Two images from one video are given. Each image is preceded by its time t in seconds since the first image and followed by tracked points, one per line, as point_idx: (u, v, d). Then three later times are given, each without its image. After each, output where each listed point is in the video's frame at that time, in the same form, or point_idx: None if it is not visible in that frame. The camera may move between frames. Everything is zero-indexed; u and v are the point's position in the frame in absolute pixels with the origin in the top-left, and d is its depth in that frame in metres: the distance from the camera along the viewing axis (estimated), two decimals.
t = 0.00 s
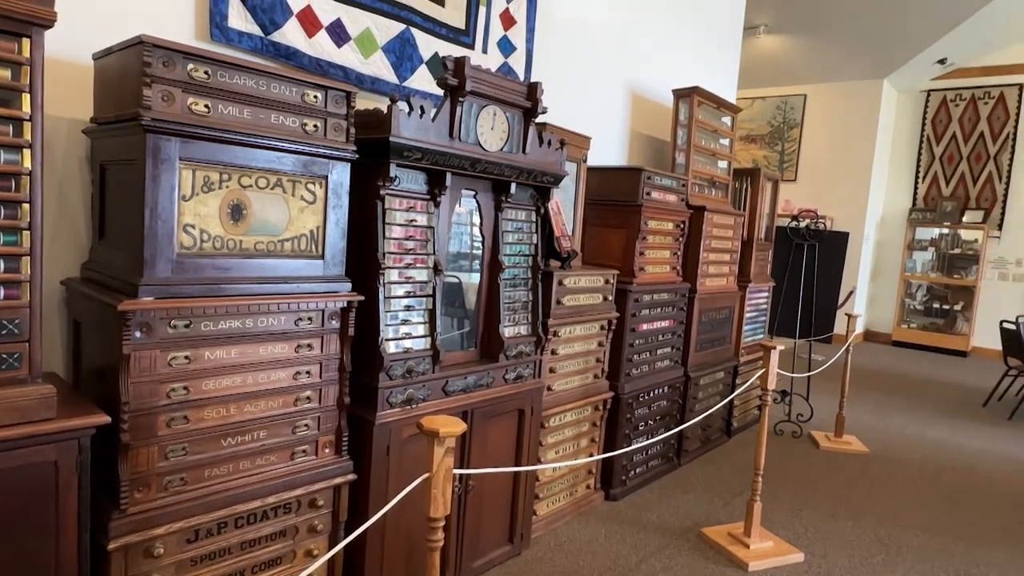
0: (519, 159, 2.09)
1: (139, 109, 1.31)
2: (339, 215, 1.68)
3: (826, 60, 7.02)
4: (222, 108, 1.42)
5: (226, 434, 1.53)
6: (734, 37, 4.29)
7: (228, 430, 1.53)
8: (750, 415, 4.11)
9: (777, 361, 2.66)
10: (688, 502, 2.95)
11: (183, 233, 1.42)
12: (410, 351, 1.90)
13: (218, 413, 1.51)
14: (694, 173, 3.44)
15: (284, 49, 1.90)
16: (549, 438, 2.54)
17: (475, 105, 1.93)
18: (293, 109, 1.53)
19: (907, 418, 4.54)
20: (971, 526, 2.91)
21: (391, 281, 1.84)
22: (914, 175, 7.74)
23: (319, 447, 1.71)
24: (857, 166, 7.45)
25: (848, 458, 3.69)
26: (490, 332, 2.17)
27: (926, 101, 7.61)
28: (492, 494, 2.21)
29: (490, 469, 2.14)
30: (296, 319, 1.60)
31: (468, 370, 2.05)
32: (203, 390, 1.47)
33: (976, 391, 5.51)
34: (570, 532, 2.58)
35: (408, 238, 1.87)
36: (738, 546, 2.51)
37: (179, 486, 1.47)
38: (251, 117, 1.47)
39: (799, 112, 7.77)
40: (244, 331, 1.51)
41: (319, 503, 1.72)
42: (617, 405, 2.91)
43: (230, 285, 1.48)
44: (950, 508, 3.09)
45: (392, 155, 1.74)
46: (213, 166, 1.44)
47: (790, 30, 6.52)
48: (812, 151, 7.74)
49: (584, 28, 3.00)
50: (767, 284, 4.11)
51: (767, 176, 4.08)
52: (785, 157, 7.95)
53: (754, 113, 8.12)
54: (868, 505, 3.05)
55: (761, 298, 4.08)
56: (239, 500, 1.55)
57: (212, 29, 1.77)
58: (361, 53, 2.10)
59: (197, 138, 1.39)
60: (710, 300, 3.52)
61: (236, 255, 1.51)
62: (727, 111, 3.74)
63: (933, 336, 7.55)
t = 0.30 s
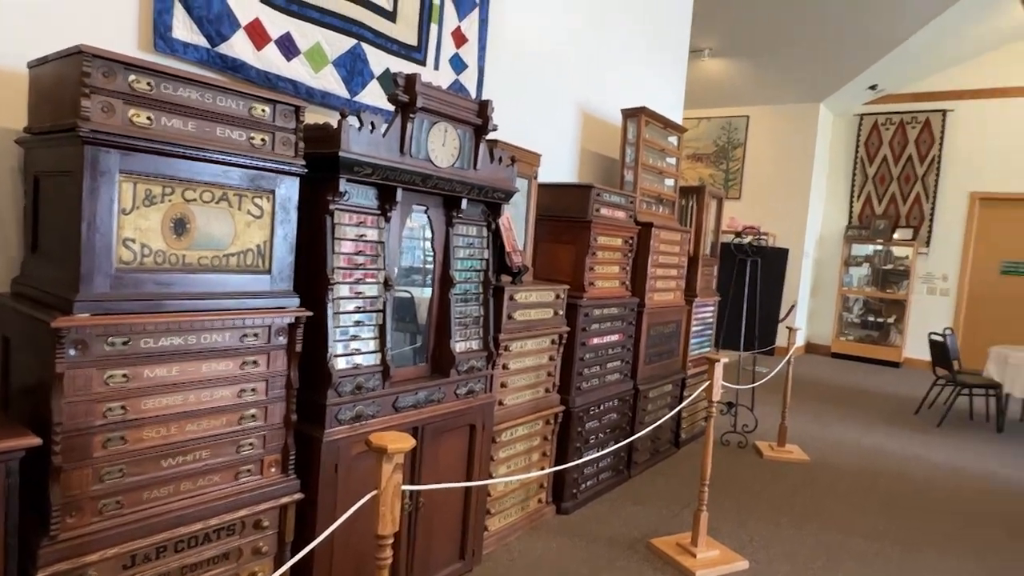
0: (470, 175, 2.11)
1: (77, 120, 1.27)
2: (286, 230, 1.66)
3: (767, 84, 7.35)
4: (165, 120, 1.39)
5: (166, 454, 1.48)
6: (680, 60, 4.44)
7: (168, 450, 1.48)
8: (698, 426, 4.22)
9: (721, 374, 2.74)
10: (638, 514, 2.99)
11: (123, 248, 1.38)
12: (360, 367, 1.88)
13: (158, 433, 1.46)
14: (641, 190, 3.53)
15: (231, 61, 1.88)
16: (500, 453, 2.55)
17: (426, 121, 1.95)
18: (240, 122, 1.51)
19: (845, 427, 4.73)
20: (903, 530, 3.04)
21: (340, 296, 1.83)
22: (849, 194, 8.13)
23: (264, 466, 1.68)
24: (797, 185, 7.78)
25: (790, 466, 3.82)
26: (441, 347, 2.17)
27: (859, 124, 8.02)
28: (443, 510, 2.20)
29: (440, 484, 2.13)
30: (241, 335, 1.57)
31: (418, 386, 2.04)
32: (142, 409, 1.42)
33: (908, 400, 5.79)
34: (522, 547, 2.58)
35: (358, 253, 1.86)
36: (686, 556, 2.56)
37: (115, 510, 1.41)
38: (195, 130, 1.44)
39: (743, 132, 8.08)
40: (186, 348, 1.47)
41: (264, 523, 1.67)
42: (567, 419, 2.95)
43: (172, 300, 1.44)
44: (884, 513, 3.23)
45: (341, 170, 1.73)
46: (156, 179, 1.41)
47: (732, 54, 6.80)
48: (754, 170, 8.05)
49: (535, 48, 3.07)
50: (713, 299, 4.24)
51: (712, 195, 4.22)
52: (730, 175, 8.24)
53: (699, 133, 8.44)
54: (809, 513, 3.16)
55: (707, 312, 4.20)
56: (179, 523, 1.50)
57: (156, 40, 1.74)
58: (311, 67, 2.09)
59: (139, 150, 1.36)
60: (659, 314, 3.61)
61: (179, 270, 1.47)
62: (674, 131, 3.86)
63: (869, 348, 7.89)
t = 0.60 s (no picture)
0: (395, 193, 2.10)
1: None
2: (200, 247, 1.60)
3: (685, 107, 7.69)
4: (66, 132, 1.32)
5: (64, 486, 1.38)
6: (603, 82, 4.59)
7: (66, 482, 1.38)
8: (622, 437, 4.32)
9: (643, 387, 2.83)
10: (564, 528, 3.03)
11: (16, 266, 1.29)
12: (280, 388, 1.83)
13: (54, 464, 1.36)
14: (566, 208, 3.61)
15: (141, 71, 1.80)
16: (425, 472, 2.53)
17: (348, 138, 1.93)
18: (150, 136, 1.45)
19: (759, 434, 4.97)
20: (812, 533, 3.22)
21: (258, 315, 1.77)
22: (762, 213, 8.61)
23: (174, 495, 1.59)
24: (714, 204, 8.17)
25: (709, 475, 3.97)
26: (365, 366, 2.14)
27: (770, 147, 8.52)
28: (366, 533, 2.15)
29: (364, 507, 2.09)
30: (149, 358, 1.50)
31: (341, 406, 2.00)
32: (37, 440, 1.33)
33: (816, 408, 6.15)
34: (448, 566, 2.56)
35: (277, 271, 1.81)
36: (611, 567, 2.61)
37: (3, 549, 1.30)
38: (100, 143, 1.38)
39: (663, 152, 8.41)
40: (87, 372, 1.39)
41: (173, 555, 1.59)
42: (494, 435, 2.96)
43: (72, 322, 1.36)
44: (794, 517, 3.41)
45: (259, 186, 1.69)
46: (55, 194, 1.33)
47: (653, 78, 7.09)
48: (675, 189, 8.40)
49: (461, 67, 3.10)
50: (636, 313, 4.37)
51: (634, 213, 4.36)
52: (652, 193, 8.55)
53: (623, 152, 8.75)
54: (726, 519, 3.29)
55: (630, 326, 4.33)
56: (78, 560, 1.40)
57: (57, 46, 1.65)
58: (229, 79, 2.03)
59: (35, 164, 1.28)
60: (584, 329, 3.69)
61: (80, 290, 1.39)
62: (597, 150, 3.98)
63: (781, 359, 8.33)
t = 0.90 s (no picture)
0: (304, 213, 2.07)
1: None
2: (91, 270, 1.52)
3: (597, 129, 7.97)
4: None
5: None
6: (516, 103, 4.69)
7: None
8: (538, 452, 4.39)
9: (554, 403, 2.91)
10: (480, 546, 3.04)
11: None
12: (180, 415, 1.75)
13: None
14: (481, 227, 3.67)
15: (25, 82, 1.70)
16: (337, 496, 2.48)
17: (255, 157, 1.89)
18: (36, 153, 1.38)
19: (668, 444, 5.19)
20: (715, 537, 3.39)
21: (156, 339, 1.70)
22: (669, 231, 9.04)
23: (59, 534, 1.49)
24: (624, 222, 8.49)
25: (621, 485, 4.11)
26: (273, 389, 2.08)
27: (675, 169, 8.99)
28: (274, 563, 2.09)
29: (272, 535, 2.03)
30: (31, 388, 1.40)
31: (247, 432, 1.94)
32: None
33: (720, 416, 6.49)
34: None
35: (177, 293, 1.75)
36: None
37: None
38: None
39: (577, 171, 8.67)
40: None
41: None
42: (409, 455, 2.94)
43: None
44: (700, 523, 3.58)
45: (158, 206, 1.63)
46: None
47: (566, 100, 7.31)
48: (588, 207, 8.68)
49: (374, 86, 3.10)
50: (550, 329, 4.47)
51: (547, 231, 4.48)
52: (566, 212, 8.79)
53: (538, 170, 8.94)
54: (636, 528, 3.41)
55: (545, 342, 4.42)
56: None
57: None
58: (125, 92, 1.95)
59: None
60: (498, 346, 3.74)
61: None
62: (511, 170, 4.07)
63: (688, 370, 8.74)
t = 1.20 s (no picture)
0: (186, 234, 1.99)
1: None
2: None
3: (493, 152, 8.14)
4: None
5: None
6: (411, 125, 4.72)
7: None
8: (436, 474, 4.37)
9: (450, 423, 2.93)
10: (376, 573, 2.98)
11: None
12: (40, 452, 1.61)
13: None
14: (375, 248, 3.64)
15: None
16: (221, 530, 2.36)
17: (130, 175, 1.80)
18: None
19: (564, 459, 5.33)
20: (608, 547, 3.52)
21: (12, 370, 1.56)
22: (564, 252, 9.36)
23: None
24: (521, 243, 8.69)
25: (518, 502, 4.17)
26: (149, 420, 1.96)
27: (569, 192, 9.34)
28: None
29: None
30: None
31: (119, 467, 1.81)
32: None
33: (613, 430, 6.74)
34: None
35: (38, 320, 1.62)
36: None
37: None
38: None
39: (474, 193, 8.79)
40: None
41: None
42: (300, 483, 2.85)
43: None
44: (593, 534, 3.70)
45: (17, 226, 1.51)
46: None
47: (463, 122, 7.42)
48: (485, 229, 8.81)
49: (263, 102, 3.03)
50: (447, 350, 4.48)
51: (443, 252, 4.50)
52: (463, 232, 8.88)
53: (435, 191, 8.97)
54: (533, 544, 3.47)
55: (442, 363, 4.43)
56: None
57: None
58: None
59: None
60: (394, 368, 3.71)
61: None
62: (406, 192, 4.09)
63: (584, 387, 9.02)
